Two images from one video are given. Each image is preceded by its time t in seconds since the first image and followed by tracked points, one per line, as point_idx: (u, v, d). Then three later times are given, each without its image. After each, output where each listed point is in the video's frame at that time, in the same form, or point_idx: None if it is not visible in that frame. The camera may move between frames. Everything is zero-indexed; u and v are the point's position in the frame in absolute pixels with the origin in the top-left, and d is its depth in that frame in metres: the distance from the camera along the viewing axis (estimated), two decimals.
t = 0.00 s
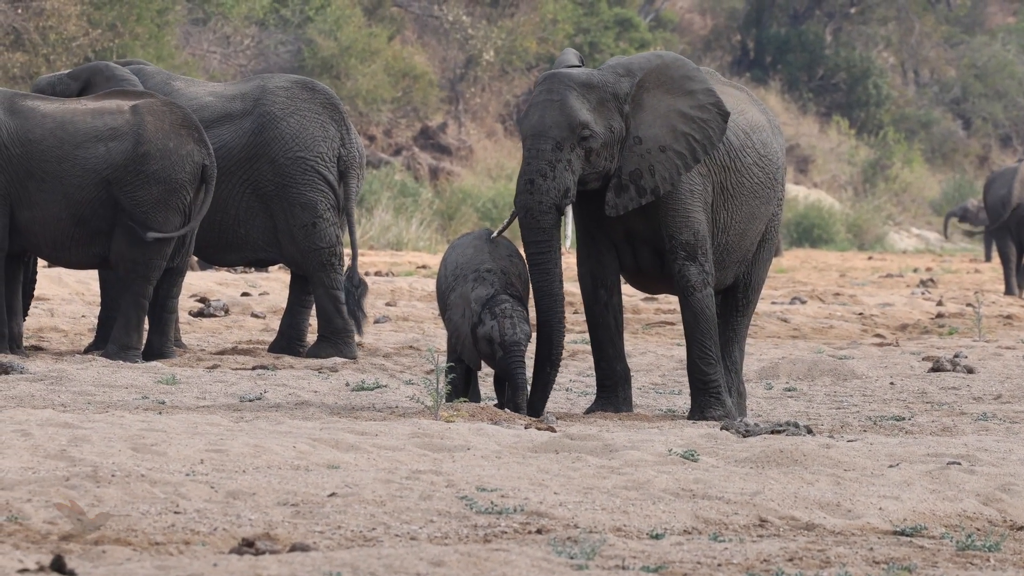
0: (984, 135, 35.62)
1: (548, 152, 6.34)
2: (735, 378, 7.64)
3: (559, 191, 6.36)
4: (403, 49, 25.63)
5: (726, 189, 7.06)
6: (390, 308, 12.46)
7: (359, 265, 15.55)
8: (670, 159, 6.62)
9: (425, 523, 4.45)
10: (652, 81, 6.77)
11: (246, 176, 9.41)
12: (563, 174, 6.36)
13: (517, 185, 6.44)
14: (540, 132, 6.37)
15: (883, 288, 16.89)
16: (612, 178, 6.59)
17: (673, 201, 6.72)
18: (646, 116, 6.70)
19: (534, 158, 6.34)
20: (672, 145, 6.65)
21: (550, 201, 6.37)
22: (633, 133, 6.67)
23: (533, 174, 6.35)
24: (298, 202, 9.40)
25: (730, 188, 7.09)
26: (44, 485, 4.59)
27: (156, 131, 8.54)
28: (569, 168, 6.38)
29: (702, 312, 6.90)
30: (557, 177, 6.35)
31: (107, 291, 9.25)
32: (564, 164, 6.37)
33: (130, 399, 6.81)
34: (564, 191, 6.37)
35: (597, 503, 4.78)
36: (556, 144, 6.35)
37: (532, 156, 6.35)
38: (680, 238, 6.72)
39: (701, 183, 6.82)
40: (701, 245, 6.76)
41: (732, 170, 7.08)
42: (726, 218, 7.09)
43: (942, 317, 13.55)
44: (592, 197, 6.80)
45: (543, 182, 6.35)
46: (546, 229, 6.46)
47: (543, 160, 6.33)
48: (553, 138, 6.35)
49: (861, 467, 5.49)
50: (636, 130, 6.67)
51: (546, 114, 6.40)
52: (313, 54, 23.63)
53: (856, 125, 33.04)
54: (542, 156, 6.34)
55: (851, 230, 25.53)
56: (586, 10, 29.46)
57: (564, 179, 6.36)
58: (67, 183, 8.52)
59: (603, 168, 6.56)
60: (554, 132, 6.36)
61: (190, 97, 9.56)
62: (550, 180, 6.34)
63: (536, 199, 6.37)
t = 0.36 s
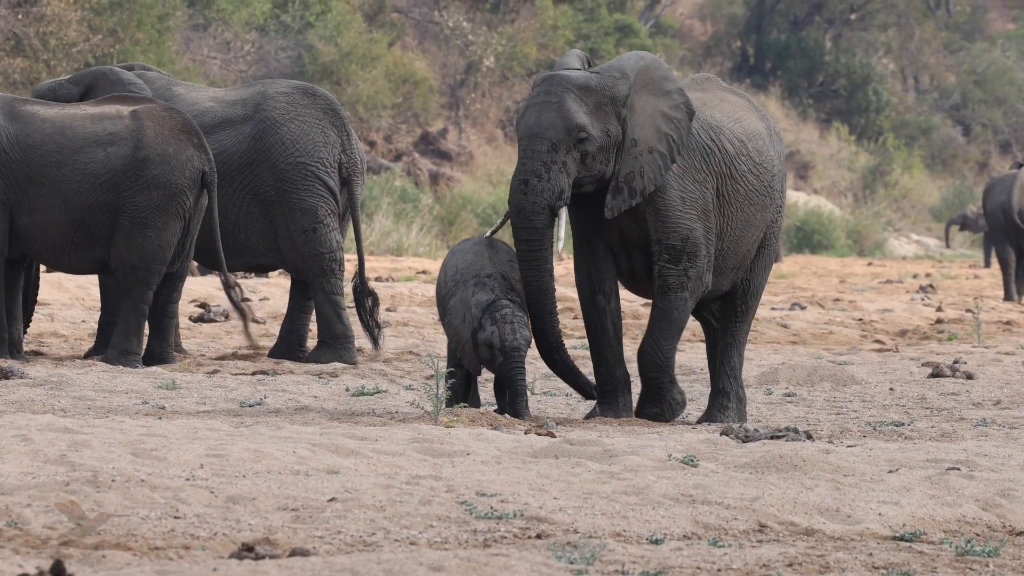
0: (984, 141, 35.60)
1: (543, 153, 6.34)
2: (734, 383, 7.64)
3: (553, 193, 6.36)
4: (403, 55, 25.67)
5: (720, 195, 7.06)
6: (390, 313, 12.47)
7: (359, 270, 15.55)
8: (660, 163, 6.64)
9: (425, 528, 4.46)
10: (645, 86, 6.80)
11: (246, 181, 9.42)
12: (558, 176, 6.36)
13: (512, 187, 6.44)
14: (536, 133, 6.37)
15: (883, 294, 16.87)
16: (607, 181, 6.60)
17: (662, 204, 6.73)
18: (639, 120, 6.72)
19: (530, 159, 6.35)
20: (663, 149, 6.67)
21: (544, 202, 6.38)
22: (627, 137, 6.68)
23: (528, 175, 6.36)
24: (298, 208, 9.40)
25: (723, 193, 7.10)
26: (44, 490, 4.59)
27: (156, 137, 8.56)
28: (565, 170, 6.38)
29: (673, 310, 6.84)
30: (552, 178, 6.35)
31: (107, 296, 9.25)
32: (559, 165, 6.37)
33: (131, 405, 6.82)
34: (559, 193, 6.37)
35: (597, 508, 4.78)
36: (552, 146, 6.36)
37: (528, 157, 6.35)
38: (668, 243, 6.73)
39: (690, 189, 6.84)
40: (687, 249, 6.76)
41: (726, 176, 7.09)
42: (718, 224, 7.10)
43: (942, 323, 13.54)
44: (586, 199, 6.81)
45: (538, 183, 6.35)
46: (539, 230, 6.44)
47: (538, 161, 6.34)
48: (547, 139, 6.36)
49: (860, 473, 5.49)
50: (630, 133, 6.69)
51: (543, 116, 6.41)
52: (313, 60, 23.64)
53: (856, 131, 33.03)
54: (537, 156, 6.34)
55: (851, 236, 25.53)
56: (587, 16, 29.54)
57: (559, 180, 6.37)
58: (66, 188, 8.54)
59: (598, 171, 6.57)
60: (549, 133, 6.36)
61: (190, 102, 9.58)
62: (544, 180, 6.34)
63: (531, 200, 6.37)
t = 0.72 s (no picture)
0: (979, 148, 35.64)
1: (543, 161, 6.38)
2: (730, 390, 7.63)
3: (555, 200, 6.41)
4: (399, 62, 25.68)
5: (711, 203, 7.09)
6: (387, 320, 12.47)
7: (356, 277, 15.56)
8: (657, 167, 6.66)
9: (422, 535, 4.45)
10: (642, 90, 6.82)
11: (244, 189, 9.42)
12: (559, 183, 6.41)
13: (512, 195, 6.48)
14: (536, 141, 6.41)
15: (879, 301, 16.90)
16: (603, 186, 6.62)
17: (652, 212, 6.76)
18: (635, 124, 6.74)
19: (530, 167, 6.39)
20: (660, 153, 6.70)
21: (547, 211, 6.42)
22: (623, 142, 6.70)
23: (529, 183, 6.40)
24: (295, 214, 9.40)
25: (715, 200, 7.13)
26: (41, 497, 4.58)
27: (152, 144, 8.55)
28: (564, 176, 6.43)
29: (644, 327, 6.99)
30: (555, 187, 6.40)
31: (105, 303, 9.25)
32: (559, 172, 6.41)
33: (127, 412, 6.81)
34: (560, 200, 6.42)
35: (594, 515, 4.78)
36: (551, 152, 6.40)
37: (528, 165, 6.39)
38: (648, 254, 6.76)
39: (678, 198, 6.86)
40: (664, 262, 6.79)
41: (717, 185, 7.12)
42: (711, 231, 7.13)
43: (938, 330, 13.57)
44: (580, 206, 6.82)
45: (540, 191, 6.40)
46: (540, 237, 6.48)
47: (538, 169, 6.38)
48: (548, 145, 6.40)
49: (856, 480, 5.50)
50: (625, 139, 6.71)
51: (540, 123, 6.45)
52: (309, 66, 23.63)
53: (852, 138, 33.06)
54: (538, 164, 6.38)
55: (847, 242, 25.56)
56: (583, 23, 29.60)
57: (560, 187, 6.41)
58: (62, 195, 8.54)
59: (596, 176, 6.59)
60: (550, 141, 6.40)
61: (187, 109, 9.59)
62: (547, 189, 6.39)
63: (533, 208, 6.42)
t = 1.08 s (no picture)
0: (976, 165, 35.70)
1: (536, 170, 6.39)
2: (733, 405, 7.64)
3: (548, 207, 6.41)
4: (396, 78, 25.73)
5: (704, 218, 7.13)
6: (383, 336, 12.47)
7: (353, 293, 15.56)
8: (649, 180, 6.69)
9: (418, 551, 4.46)
10: (636, 102, 6.85)
11: (242, 204, 9.42)
12: (552, 191, 6.41)
13: (506, 204, 6.46)
14: (528, 149, 6.42)
15: (875, 317, 16.90)
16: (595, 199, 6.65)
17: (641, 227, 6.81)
18: (627, 136, 6.77)
19: (523, 176, 6.39)
20: (653, 165, 6.73)
21: (542, 216, 6.40)
22: (614, 153, 6.73)
23: (523, 192, 6.39)
24: (292, 229, 9.41)
25: (709, 215, 7.16)
26: (37, 512, 4.58)
27: (148, 159, 8.56)
28: (557, 185, 6.44)
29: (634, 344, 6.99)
30: (547, 194, 6.40)
31: (99, 318, 9.26)
32: (551, 181, 6.42)
33: (124, 427, 6.81)
34: (554, 208, 6.42)
35: (590, 531, 4.78)
36: (543, 161, 6.40)
37: (521, 174, 6.39)
38: (635, 269, 6.80)
39: (667, 212, 6.90)
40: (650, 279, 6.83)
41: (711, 200, 7.16)
42: (705, 246, 7.16)
43: (934, 347, 13.57)
44: (571, 219, 6.86)
45: (533, 199, 6.38)
46: (533, 246, 6.45)
47: (532, 177, 6.38)
48: (539, 154, 6.41)
49: (852, 496, 5.50)
50: (616, 151, 6.74)
51: (532, 132, 6.46)
52: (306, 82, 23.69)
53: (848, 155, 33.08)
54: (531, 173, 6.39)
55: (843, 258, 25.58)
56: (580, 39, 29.70)
57: (553, 196, 6.42)
58: (58, 210, 8.55)
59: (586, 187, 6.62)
60: (542, 150, 6.41)
61: (184, 124, 9.61)
62: (541, 196, 6.38)
63: (527, 215, 6.39)
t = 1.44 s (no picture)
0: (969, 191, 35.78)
1: (502, 183, 6.41)
2: (732, 428, 7.64)
3: (511, 219, 6.40)
4: (391, 102, 25.79)
5: (695, 243, 7.14)
6: (377, 360, 12.47)
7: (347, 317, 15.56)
8: (629, 204, 6.69)
9: None
10: (615, 126, 6.87)
11: (236, 228, 9.44)
12: (516, 204, 6.41)
13: (471, 217, 6.47)
14: (494, 166, 6.45)
15: (869, 343, 16.92)
16: (567, 220, 6.66)
17: (629, 252, 6.81)
18: (603, 160, 6.79)
19: (488, 188, 6.41)
20: (631, 190, 6.73)
21: (502, 228, 6.39)
22: (590, 176, 6.75)
23: (486, 203, 6.39)
24: (286, 254, 9.43)
25: (701, 241, 7.17)
26: (32, 535, 4.58)
27: (142, 183, 8.57)
28: (522, 199, 6.44)
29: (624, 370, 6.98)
30: (511, 207, 6.40)
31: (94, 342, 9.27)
32: (516, 194, 6.43)
33: (119, 451, 6.81)
34: (517, 220, 6.41)
35: (584, 556, 4.79)
36: (509, 175, 6.42)
37: (486, 187, 6.41)
38: (624, 295, 6.81)
39: (654, 237, 6.92)
40: (638, 305, 6.83)
41: (706, 225, 7.20)
42: (697, 272, 7.17)
43: (928, 373, 13.58)
44: (550, 241, 6.87)
45: (496, 210, 6.38)
46: (493, 257, 6.40)
47: (497, 190, 6.39)
48: (504, 169, 6.44)
49: (846, 521, 5.51)
50: (593, 173, 6.76)
51: (502, 148, 6.50)
52: (301, 106, 23.76)
53: (842, 180, 33.14)
54: (496, 186, 6.40)
55: (836, 283, 25.61)
56: (574, 63, 29.84)
57: (517, 209, 6.42)
58: (52, 234, 8.55)
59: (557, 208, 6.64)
60: (508, 165, 6.44)
61: (179, 148, 9.67)
62: (503, 208, 6.38)
63: (489, 225, 6.37)
